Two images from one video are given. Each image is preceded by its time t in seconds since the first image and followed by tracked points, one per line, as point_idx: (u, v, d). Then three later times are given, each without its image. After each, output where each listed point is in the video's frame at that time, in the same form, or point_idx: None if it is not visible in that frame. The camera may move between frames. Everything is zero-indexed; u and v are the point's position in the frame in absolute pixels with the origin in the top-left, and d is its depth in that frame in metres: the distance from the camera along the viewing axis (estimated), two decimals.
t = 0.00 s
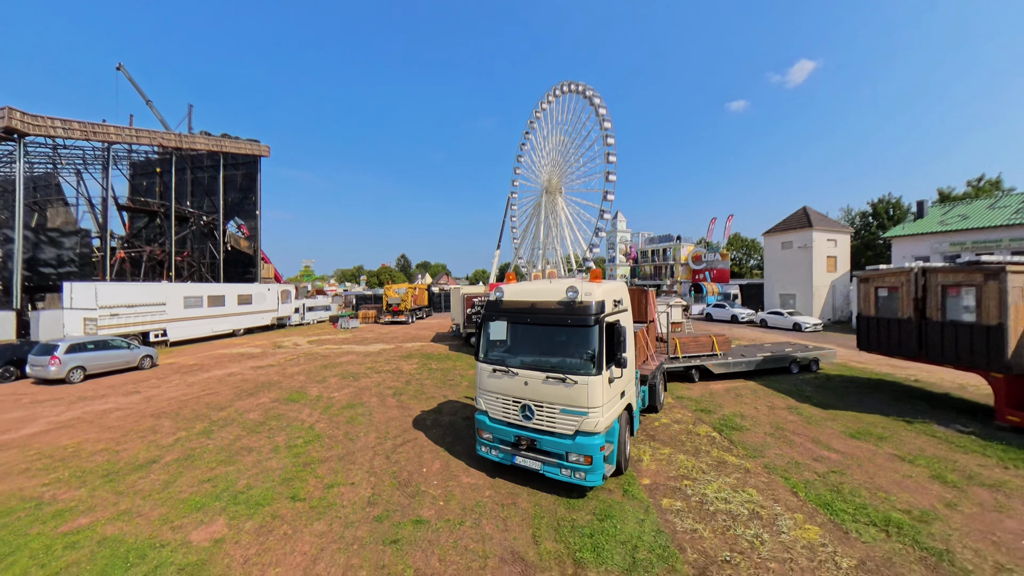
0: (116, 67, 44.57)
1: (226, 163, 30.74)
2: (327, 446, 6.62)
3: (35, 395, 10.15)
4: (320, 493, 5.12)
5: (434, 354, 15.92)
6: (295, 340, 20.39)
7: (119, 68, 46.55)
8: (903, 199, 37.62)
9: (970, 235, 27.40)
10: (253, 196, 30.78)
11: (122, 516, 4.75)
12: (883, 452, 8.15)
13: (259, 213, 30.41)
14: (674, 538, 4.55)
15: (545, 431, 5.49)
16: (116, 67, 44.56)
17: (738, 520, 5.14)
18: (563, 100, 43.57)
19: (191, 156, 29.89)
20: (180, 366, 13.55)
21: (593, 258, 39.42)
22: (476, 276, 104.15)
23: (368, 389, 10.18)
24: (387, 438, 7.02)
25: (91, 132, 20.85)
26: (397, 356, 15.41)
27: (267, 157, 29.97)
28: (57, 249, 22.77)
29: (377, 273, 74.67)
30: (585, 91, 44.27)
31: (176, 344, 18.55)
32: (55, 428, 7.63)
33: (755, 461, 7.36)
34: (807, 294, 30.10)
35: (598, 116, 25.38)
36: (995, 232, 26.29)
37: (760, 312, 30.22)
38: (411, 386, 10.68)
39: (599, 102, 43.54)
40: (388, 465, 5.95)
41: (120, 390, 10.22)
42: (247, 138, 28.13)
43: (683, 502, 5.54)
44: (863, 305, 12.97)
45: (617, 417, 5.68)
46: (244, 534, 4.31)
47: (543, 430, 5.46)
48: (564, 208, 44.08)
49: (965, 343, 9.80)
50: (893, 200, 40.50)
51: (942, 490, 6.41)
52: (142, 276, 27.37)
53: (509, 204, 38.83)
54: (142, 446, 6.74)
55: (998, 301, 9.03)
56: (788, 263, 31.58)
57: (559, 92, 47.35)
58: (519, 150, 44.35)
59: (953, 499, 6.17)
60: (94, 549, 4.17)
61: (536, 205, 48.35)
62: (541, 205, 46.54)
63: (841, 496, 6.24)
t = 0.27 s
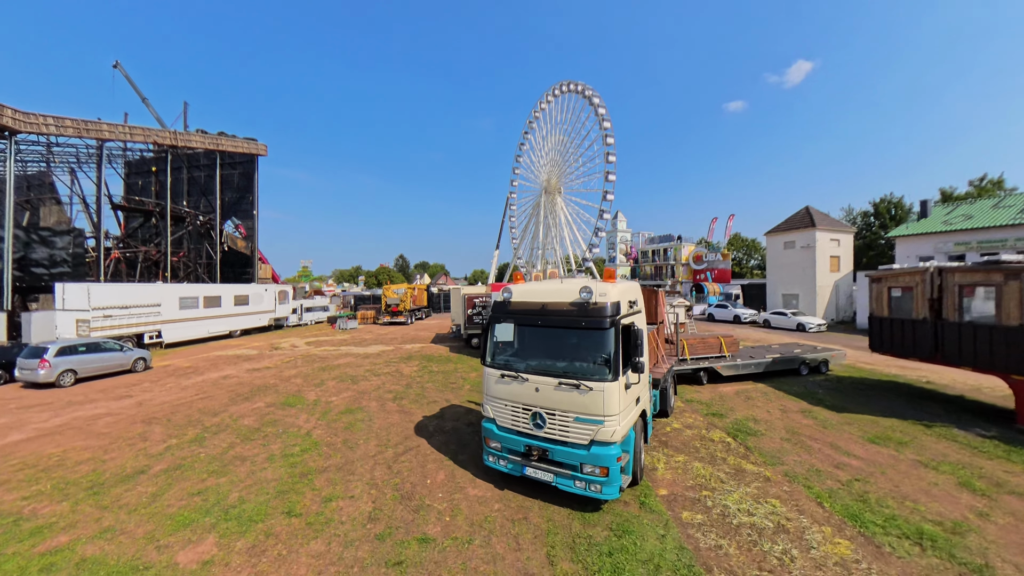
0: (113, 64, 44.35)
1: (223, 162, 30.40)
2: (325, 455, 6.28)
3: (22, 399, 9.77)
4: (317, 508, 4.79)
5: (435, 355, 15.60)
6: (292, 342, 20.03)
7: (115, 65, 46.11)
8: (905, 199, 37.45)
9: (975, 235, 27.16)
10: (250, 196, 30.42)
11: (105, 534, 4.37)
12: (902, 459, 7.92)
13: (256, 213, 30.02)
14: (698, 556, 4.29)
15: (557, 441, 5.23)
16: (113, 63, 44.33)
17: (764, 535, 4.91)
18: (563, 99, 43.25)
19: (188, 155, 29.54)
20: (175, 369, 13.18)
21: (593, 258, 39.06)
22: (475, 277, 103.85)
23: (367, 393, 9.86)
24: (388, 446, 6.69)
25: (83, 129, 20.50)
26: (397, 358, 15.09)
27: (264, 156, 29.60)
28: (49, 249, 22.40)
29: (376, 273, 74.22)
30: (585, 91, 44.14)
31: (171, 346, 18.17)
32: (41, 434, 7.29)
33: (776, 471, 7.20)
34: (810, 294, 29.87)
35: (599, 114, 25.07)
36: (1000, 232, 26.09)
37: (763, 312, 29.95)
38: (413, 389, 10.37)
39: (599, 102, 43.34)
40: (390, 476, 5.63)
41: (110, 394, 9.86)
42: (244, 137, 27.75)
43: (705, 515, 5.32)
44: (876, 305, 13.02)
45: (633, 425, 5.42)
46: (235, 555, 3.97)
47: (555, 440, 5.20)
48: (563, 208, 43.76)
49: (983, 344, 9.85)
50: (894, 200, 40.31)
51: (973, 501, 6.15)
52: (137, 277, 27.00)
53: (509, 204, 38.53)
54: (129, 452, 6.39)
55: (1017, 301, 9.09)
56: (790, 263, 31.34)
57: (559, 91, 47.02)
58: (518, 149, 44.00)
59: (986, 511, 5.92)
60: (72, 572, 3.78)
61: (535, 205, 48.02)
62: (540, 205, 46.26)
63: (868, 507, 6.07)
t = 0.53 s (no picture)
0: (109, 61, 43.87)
1: (220, 162, 30.05)
2: (325, 466, 5.98)
3: (10, 406, 9.42)
4: (317, 527, 4.47)
5: (437, 358, 15.28)
6: (290, 344, 19.68)
7: (110, 61, 45.61)
8: (908, 199, 37.28)
9: (980, 235, 26.98)
10: (247, 196, 30.06)
11: (90, 555, 4.06)
12: (925, 469, 7.70)
13: (254, 213, 29.66)
14: None
15: (573, 454, 5.01)
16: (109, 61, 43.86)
17: (794, 552, 4.70)
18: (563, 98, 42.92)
19: (185, 154, 29.22)
20: (170, 372, 12.85)
21: (593, 258, 38.73)
22: (473, 277, 103.47)
23: (368, 399, 9.55)
24: (391, 456, 6.40)
25: (76, 127, 20.13)
26: (398, 361, 14.77)
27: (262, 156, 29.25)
28: (43, 249, 22.02)
29: (374, 274, 73.77)
30: (584, 91, 43.86)
31: (166, 349, 17.82)
32: (27, 443, 6.94)
33: (798, 480, 7.05)
34: (814, 294, 29.65)
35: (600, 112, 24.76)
36: (1004, 232, 25.87)
37: (766, 313, 29.69)
38: (415, 395, 10.06)
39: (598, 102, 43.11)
40: (394, 491, 5.33)
41: (101, 400, 9.51)
42: (241, 136, 27.40)
43: (729, 531, 5.11)
44: (888, 307, 13.05)
45: (652, 437, 5.20)
46: None
47: (572, 453, 4.98)
48: (563, 208, 43.46)
49: (1003, 346, 9.92)
50: (896, 200, 40.17)
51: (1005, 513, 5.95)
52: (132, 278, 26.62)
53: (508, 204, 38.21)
54: (117, 463, 6.06)
55: None
56: (793, 263, 31.10)
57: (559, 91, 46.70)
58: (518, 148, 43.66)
59: (1020, 524, 5.72)
60: None
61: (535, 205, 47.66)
62: (539, 205, 45.91)
63: (896, 519, 5.93)
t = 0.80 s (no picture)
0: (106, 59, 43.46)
1: (218, 161, 29.73)
2: (328, 477, 5.70)
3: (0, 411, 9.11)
4: (321, 545, 4.19)
5: (439, 360, 15.00)
6: (288, 345, 19.37)
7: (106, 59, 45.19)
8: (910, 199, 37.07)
9: (985, 236, 26.76)
10: (246, 196, 29.73)
11: None
12: (949, 476, 7.51)
13: (252, 213, 29.33)
14: None
15: (593, 465, 4.81)
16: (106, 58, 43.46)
17: (828, 566, 4.54)
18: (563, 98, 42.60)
19: (182, 153, 28.92)
20: (167, 375, 12.54)
21: (592, 258, 38.50)
22: (473, 277, 103.13)
23: (372, 403, 9.28)
24: (397, 466, 6.13)
25: (69, 124, 19.78)
26: (400, 363, 14.49)
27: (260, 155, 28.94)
28: (37, 250, 21.68)
29: (372, 274, 73.44)
30: (583, 90, 43.59)
31: (163, 351, 17.49)
32: (16, 451, 6.64)
33: (822, 487, 6.91)
34: (817, 295, 29.44)
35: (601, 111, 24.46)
36: (1010, 232, 25.62)
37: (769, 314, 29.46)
38: (420, 398, 9.78)
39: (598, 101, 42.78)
40: (402, 504, 5.06)
41: (95, 405, 9.20)
42: (240, 135, 27.05)
43: (757, 544, 4.96)
44: (901, 308, 12.93)
45: (675, 447, 5.01)
46: None
47: (592, 463, 4.79)
48: (563, 208, 43.20)
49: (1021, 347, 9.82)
50: (898, 200, 39.97)
51: None
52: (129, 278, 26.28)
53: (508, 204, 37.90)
54: (109, 471, 5.75)
55: None
56: (797, 263, 30.87)
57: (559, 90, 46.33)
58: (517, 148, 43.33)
59: None
60: None
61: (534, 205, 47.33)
62: (539, 205, 45.59)
63: (929, 529, 5.78)
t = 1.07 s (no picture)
0: (102, 55, 43.01)
1: (216, 161, 29.40)
2: (336, 491, 5.43)
3: None
4: (334, 568, 3.93)
5: (443, 363, 14.73)
6: (289, 347, 19.08)
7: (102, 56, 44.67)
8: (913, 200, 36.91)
9: (990, 237, 26.51)
10: (245, 196, 29.40)
11: None
12: (977, 484, 7.34)
13: (251, 213, 28.99)
14: None
15: (622, 479, 4.62)
16: (102, 55, 43.00)
17: None
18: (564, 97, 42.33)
19: (180, 153, 28.58)
20: (166, 379, 12.24)
21: (593, 259, 38.23)
22: (471, 278, 102.78)
23: (378, 410, 9.01)
24: (409, 478, 5.88)
25: (66, 122, 19.44)
26: (404, 366, 14.22)
27: (260, 155, 28.63)
28: (32, 251, 21.33)
29: (371, 274, 73.14)
30: (584, 91, 43.35)
31: (161, 354, 17.16)
32: (9, 462, 6.34)
33: (850, 496, 6.88)
34: (822, 296, 29.23)
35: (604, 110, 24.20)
36: (1016, 233, 25.47)
37: (773, 315, 29.23)
38: (427, 404, 9.52)
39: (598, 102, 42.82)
40: (418, 520, 4.81)
41: (91, 411, 8.90)
42: (239, 135, 26.71)
43: (794, 560, 4.88)
44: (916, 310, 12.74)
45: (705, 460, 4.85)
46: None
47: (621, 478, 4.59)
48: (563, 208, 43.06)
49: None
50: (900, 201, 39.77)
51: None
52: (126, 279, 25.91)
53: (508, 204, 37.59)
54: (105, 485, 5.46)
55: None
56: (800, 264, 30.67)
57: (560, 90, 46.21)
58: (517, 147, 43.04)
59: None
60: None
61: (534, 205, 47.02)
62: (538, 205, 45.28)
63: (964, 540, 5.67)
